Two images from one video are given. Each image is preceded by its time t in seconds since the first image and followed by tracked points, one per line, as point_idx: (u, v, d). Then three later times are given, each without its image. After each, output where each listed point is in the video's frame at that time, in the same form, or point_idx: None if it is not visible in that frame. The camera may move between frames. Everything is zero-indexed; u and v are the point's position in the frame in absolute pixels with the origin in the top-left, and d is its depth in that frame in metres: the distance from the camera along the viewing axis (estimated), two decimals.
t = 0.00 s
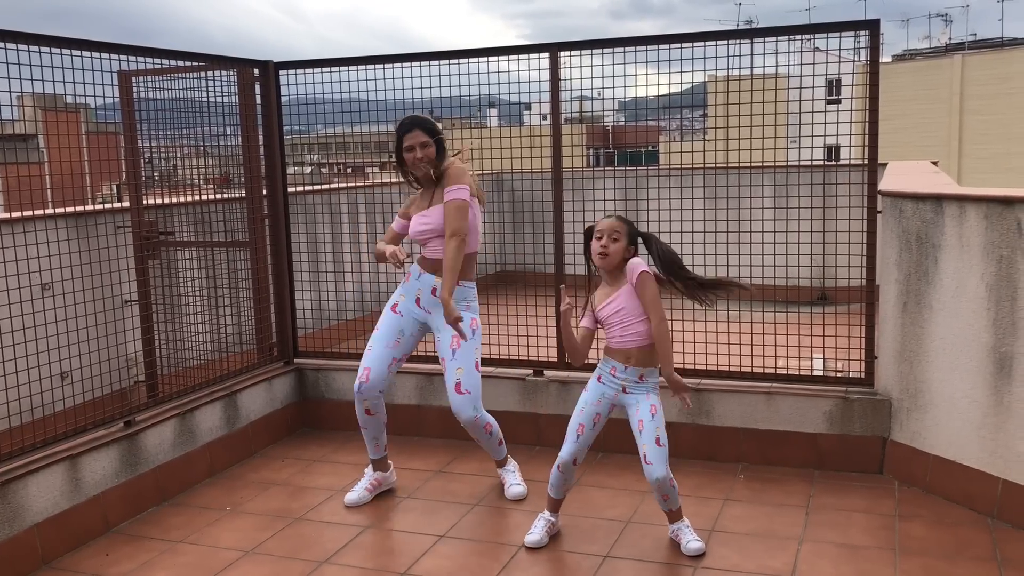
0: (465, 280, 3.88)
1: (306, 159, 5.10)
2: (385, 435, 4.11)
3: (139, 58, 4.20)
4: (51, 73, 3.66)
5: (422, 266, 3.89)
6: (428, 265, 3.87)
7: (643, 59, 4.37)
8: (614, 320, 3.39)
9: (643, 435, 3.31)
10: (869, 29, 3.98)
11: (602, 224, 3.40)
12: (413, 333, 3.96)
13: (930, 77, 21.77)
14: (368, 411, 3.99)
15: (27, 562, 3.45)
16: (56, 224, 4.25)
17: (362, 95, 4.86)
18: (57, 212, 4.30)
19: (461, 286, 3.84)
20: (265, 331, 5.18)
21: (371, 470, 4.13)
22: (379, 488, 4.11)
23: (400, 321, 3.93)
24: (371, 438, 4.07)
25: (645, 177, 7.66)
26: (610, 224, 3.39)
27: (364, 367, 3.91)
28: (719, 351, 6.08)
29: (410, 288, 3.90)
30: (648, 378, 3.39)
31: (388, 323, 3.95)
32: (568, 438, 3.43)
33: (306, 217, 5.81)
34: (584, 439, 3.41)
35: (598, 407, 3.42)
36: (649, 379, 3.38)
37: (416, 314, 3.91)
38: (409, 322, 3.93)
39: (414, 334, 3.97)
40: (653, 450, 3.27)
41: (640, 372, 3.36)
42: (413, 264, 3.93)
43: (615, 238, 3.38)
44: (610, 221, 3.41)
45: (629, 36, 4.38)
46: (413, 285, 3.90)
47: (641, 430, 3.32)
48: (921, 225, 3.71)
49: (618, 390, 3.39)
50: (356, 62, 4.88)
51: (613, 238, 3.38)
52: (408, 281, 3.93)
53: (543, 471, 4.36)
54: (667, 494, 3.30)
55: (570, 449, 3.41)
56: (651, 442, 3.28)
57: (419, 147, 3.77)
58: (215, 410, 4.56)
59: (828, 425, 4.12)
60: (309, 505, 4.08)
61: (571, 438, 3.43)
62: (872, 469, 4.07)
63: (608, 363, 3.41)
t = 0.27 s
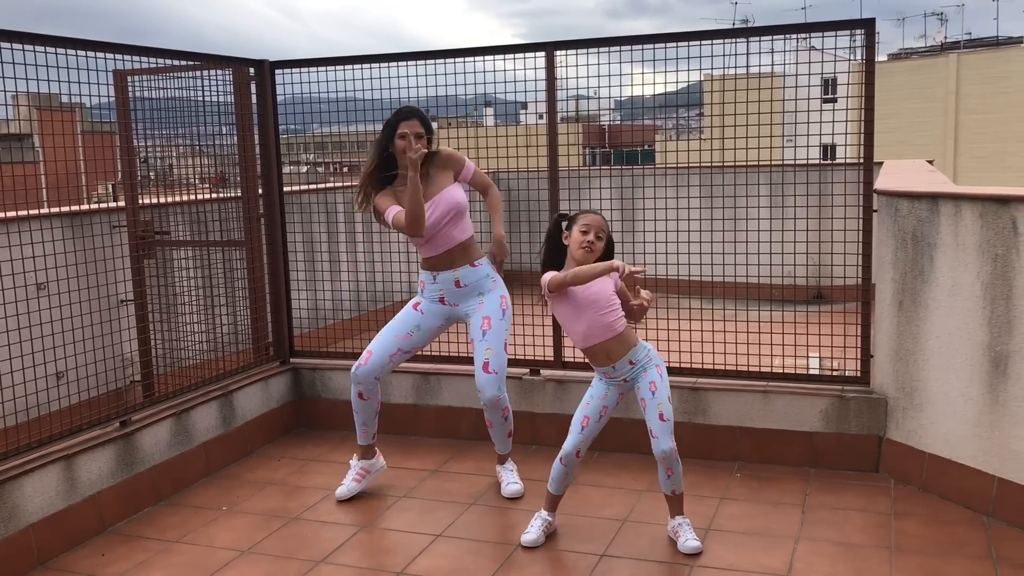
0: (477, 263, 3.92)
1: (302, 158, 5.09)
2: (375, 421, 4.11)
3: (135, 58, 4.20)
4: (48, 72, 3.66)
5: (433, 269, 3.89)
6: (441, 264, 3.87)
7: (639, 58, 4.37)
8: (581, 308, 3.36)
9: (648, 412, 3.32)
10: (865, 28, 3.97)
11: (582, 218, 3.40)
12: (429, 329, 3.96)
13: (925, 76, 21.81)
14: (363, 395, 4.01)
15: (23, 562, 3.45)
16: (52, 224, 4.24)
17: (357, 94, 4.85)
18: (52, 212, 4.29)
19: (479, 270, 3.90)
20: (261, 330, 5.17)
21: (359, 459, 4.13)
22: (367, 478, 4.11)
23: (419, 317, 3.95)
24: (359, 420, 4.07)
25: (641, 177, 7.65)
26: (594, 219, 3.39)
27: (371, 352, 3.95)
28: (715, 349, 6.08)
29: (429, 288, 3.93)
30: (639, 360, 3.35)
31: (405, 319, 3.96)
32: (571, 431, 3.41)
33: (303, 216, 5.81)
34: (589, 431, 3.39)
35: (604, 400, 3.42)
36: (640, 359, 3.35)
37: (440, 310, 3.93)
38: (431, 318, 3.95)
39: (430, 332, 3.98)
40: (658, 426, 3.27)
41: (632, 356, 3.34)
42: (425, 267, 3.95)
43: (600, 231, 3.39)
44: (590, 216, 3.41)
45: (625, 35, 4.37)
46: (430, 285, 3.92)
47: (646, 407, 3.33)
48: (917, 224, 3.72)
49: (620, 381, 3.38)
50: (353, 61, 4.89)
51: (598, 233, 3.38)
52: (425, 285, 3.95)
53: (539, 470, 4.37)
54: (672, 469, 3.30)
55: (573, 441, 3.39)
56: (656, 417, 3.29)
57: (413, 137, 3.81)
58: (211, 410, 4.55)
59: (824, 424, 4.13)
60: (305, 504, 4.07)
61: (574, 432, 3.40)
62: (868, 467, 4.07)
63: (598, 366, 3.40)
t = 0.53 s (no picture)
0: (456, 261, 3.93)
1: (299, 156, 5.10)
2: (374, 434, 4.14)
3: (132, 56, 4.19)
4: (44, 71, 3.65)
5: (411, 268, 3.89)
6: (419, 263, 3.88)
7: (635, 56, 4.36)
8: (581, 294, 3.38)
9: (625, 414, 3.36)
10: (862, 27, 3.97)
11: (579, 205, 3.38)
12: (417, 337, 3.97)
13: (922, 74, 21.83)
14: (368, 416, 4.02)
15: (20, 562, 3.44)
16: (48, 223, 4.22)
17: (354, 92, 4.83)
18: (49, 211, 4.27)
19: (457, 266, 3.90)
20: (257, 329, 5.17)
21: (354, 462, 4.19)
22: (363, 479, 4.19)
23: (405, 328, 3.92)
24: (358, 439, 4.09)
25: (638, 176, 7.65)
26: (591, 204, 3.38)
27: (370, 380, 3.93)
28: (712, 347, 6.09)
29: (407, 290, 3.91)
30: (617, 359, 3.41)
31: (392, 334, 3.93)
32: (552, 439, 3.39)
33: (300, 215, 5.80)
34: (569, 437, 3.39)
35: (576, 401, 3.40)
36: (618, 359, 3.41)
37: (421, 313, 3.92)
38: (415, 326, 3.93)
39: (416, 339, 3.98)
40: (638, 427, 3.33)
41: (612, 354, 3.38)
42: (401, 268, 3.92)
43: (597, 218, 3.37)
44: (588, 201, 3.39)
45: (622, 34, 4.37)
46: (408, 287, 3.90)
47: (622, 409, 3.36)
48: (914, 222, 3.73)
49: (592, 377, 3.38)
50: (349, 60, 4.87)
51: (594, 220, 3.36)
52: (402, 287, 3.92)
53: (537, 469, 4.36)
54: (659, 468, 3.33)
55: (556, 451, 3.39)
56: (634, 418, 3.34)
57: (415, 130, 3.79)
58: (208, 409, 4.55)
59: (821, 422, 4.13)
60: (303, 503, 4.07)
61: (555, 439, 3.39)
62: (865, 465, 4.08)
63: (576, 358, 3.36)
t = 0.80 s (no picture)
0: (441, 260, 3.90)
1: (298, 154, 5.10)
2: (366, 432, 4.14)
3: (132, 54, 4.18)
4: (46, 68, 3.65)
5: (394, 259, 3.87)
6: (403, 254, 3.85)
7: (633, 54, 4.34)
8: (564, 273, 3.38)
9: (604, 395, 3.37)
10: (861, 25, 3.97)
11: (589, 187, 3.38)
12: (397, 333, 3.93)
13: (920, 72, 21.83)
14: (362, 414, 4.02)
15: (18, 560, 3.44)
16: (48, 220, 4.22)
17: (353, 90, 4.81)
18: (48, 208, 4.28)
19: (440, 265, 3.88)
20: (256, 327, 5.16)
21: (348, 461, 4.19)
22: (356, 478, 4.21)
23: (384, 322, 3.89)
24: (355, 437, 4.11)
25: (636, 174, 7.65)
26: (599, 187, 3.36)
27: (359, 377, 3.92)
28: (711, 345, 6.09)
29: (389, 282, 3.87)
30: (603, 340, 3.40)
31: (373, 329, 3.90)
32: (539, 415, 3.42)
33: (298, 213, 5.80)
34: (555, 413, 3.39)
35: (561, 377, 3.41)
36: (604, 340, 3.40)
37: (402, 308, 3.88)
38: (396, 322, 3.90)
39: (398, 334, 3.94)
40: (618, 410, 3.35)
41: (595, 334, 3.37)
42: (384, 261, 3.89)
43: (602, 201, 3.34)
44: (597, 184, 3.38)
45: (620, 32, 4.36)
46: (389, 279, 3.87)
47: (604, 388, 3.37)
48: (912, 220, 3.73)
49: (576, 356, 3.39)
50: (348, 57, 4.83)
51: (596, 202, 3.34)
52: (384, 279, 3.89)
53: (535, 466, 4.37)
54: (637, 448, 3.36)
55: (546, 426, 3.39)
56: (612, 400, 3.36)
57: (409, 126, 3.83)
58: (206, 407, 4.54)
59: (819, 420, 4.13)
60: (302, 501, 4.07)
61: (544, 415, 3.40)
62: (863, 463, 4.08)
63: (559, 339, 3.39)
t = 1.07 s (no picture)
0: (435, 237, 4.01)
1: (297, 152, 5.14)
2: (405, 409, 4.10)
3: (130, 51, 4.18)
4: (48, 67, 3.66)
5: (388, 234, 3.94)
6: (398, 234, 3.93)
7: (633, 52, 4.35)
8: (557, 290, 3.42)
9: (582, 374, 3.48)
10: (860, 23, 3.97)
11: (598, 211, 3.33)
12: (404, 292, 4.00)
13: (919, 71, 21.83)
14: (397, 378, 3.93)
15: (18, 558, 3.44)
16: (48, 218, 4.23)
17: (353, 88, 4.81)
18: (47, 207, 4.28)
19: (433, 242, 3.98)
20: (256, 325, 5.15)
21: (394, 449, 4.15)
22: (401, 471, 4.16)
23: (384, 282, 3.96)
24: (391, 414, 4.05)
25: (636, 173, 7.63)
26: (605, 212, 3.31)
27: (388, 338, 3.84)
28: (710, 344, 6.10)
29: (383, 254, 3.99)
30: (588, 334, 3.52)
31: (383, 292, 3.92)
32: (546, 400, 3.48)
33: (298, 211, 5.80)
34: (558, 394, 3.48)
35: (552, 364, 3.51)
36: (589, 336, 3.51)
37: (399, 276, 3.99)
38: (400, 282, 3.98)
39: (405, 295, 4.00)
40: (583, 393, 3.44)
41: (581, 334, 3.50)
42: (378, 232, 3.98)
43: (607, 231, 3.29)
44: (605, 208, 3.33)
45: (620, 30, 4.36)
46: (385, 251, 3.98)
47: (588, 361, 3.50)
48: (912, 219, 3.73)
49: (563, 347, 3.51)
50: (349, 56, 4.85)
51: (600, 227, 3.29)
52: (378, 250, 4.00)
53: (535, 465, 4.37)
54: (586, 439, 3.42)
55: (549, 413, 3.48)
56: (582, 383, 3.45)
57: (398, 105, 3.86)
58: (206, 405, 4.54)
59: (819, 419, 4.13)
60: (301, 499, 4.07)
61: (549, 401, 3.48)
62: (863, 461, 4.09)
63: (548, 329, 3.50)
